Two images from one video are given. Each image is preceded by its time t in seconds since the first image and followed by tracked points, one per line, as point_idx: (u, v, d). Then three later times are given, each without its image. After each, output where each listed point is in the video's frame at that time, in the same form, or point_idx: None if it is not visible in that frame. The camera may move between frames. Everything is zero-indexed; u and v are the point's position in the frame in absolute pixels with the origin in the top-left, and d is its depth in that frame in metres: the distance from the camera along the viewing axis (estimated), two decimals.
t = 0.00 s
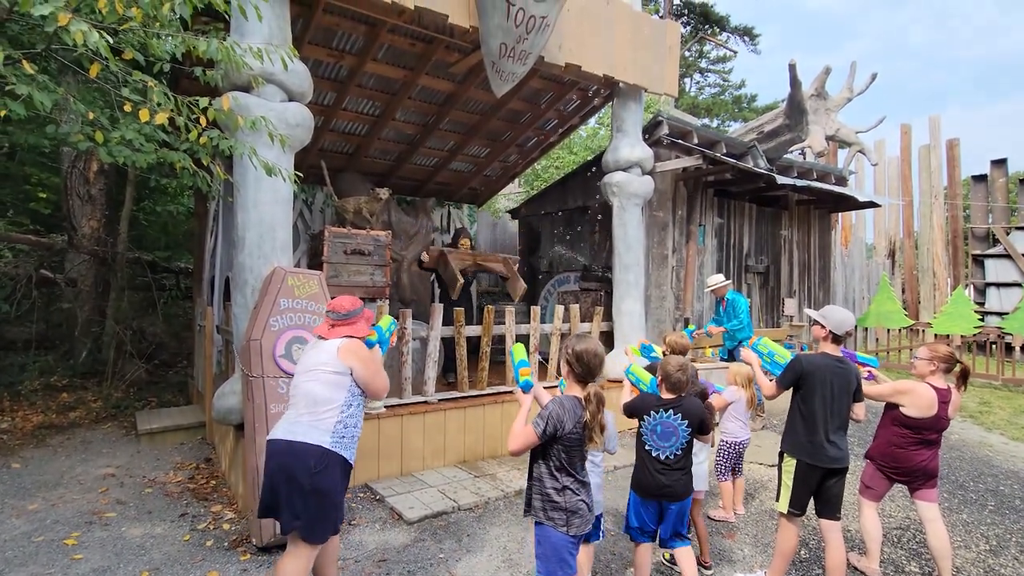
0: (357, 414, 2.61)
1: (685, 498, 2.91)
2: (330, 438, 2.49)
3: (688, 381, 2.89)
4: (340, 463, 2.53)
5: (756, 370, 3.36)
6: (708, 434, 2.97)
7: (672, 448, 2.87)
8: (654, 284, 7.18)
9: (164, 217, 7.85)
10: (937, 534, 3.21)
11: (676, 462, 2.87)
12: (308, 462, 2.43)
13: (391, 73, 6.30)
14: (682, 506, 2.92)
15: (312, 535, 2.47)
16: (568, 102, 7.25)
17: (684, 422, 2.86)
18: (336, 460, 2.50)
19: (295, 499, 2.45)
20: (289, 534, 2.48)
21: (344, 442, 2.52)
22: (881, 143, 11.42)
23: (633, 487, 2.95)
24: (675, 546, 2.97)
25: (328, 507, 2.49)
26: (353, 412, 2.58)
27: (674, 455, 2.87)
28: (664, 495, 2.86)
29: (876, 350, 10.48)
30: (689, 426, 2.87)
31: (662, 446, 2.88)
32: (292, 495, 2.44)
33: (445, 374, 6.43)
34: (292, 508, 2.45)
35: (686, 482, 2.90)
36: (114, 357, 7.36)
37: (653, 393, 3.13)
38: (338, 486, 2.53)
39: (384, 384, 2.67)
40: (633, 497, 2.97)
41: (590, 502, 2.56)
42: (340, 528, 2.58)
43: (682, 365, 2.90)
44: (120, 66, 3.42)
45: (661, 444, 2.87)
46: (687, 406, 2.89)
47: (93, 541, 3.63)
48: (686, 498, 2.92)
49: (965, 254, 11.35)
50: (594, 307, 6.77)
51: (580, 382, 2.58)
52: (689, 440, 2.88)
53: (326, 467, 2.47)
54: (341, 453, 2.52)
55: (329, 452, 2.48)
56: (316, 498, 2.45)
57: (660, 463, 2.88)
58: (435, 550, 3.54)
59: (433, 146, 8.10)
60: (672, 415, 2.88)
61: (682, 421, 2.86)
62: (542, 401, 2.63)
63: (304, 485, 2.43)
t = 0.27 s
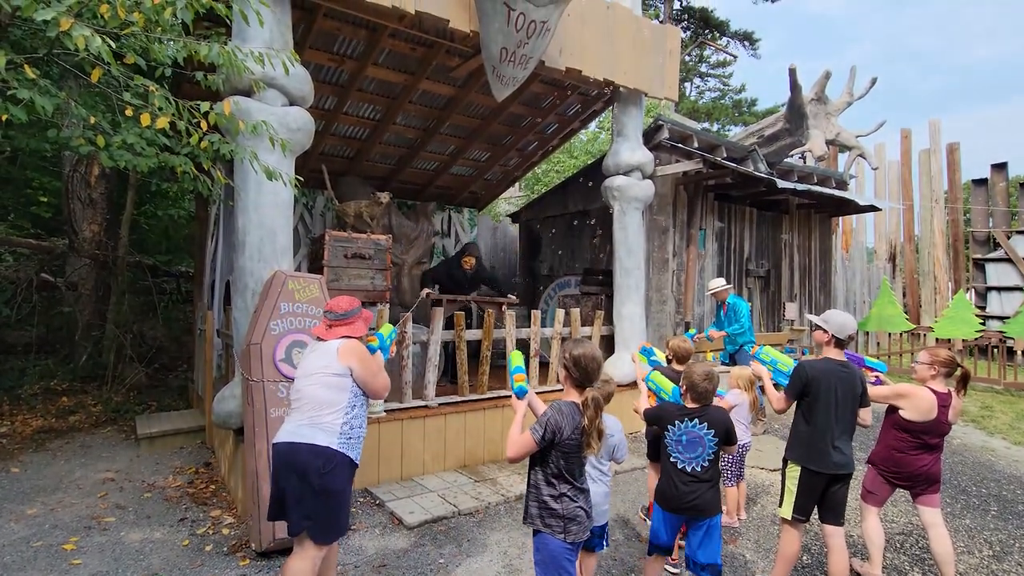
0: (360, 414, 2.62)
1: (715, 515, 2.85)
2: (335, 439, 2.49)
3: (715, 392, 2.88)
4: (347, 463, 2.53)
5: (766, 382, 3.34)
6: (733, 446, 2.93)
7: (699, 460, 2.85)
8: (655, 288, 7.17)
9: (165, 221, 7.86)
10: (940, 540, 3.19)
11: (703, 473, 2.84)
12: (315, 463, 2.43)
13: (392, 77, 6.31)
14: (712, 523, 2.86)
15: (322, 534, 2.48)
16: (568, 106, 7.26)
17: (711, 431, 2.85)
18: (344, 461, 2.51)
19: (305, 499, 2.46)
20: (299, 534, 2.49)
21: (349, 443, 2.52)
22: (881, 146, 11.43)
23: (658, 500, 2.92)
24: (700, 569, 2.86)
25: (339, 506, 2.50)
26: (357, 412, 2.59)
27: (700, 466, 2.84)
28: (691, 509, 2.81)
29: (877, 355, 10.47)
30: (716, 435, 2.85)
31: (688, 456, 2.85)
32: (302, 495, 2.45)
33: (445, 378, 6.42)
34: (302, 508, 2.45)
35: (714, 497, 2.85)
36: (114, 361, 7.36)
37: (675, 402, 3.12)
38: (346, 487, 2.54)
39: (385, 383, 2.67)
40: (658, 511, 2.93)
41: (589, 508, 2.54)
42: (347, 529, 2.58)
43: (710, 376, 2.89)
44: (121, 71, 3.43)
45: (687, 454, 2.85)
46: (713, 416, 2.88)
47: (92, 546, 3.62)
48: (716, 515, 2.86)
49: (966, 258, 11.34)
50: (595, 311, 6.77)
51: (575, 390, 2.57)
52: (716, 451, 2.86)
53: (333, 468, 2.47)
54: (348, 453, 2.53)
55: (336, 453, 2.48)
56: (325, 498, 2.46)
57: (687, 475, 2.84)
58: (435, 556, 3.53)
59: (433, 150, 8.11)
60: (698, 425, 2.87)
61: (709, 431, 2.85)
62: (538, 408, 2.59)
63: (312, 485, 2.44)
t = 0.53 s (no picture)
0: (363, 413, 2.61)
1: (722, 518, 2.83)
2: (338, 438, 2.49)
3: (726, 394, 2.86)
4: (349, 462, 2.53)
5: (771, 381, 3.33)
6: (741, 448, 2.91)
7: (711, 462, 2.84)
8: (655, 289, 7.17)
9: (165, 222, 7.86)
10: (941, 541, 3.19)
11: (714, 475, 2.83)
12: (318, 463, 2.43)
13: (391, 79, 6.32)
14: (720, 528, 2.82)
15: (325, 534, 2.47)
16: (568, 108, 7.27)
17: (722, 433, 2.84)
18: (346, 460, 2.50)
19: (308, 499, 2.45)
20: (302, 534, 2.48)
21: (352, 442, 2.51)
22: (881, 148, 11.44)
23: (667, 501, 2.93)
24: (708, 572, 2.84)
25: (341, 505, 2.49)
26: (359, 412, 2.59)
27: (711, 468, 2.83)
28: (697, 510, 2.81)
29: (877, 356, 10.46)
30: (727, 437, 2.84)
31: (699, 458, 2.84)
32: (304, 495, 2.45)
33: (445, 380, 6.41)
34: (304, 508, 2.45)
35: (723, 500, 2.84)
36: (114, 361, 7.35)
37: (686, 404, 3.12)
38: (348, 487, 2.53)
39: (387, 381, 2.67)
40: (669, 515, 2.93)
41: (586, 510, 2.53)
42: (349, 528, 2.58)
43: (722, 376, 2.86)
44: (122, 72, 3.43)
45: (699, 455, 2.84)
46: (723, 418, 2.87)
47: (91, 547, 3.62)
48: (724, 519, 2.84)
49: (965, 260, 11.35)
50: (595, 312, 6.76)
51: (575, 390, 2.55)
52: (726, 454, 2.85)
53: (336, 467, 2.46)
54: (351, 453, 2.52)
55: (339, 452, 2.48)
56: (328, 497, 2.45)
57: (698, 478, 2.84)
58: (434, 557, 3.52)
59: (433, 152, 8.11)
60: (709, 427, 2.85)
61: (721, 432, 2.84)
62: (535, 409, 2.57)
63: (315, 485, 2.43)
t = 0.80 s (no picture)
0: (365, 413, 2.61)
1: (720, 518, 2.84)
2: (340, 438, 2.49)
3: (722, 393, 2.86)
4: (351, 462, 2.52)
5: (770, 380, 3.31)
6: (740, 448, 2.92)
7: (709, 462, 2.84)
8: (655, 289, 7.17)
9: (165, 222, 7.85)
10: (941, 541, 3.19)
11: (712, 475, 2.83)
12: (319, 463, 2.43)
13: (391, 79, 6.32)
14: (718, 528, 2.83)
15: (325, 533, 2.47)
16: (568, 108, 7.27)
17: (719, 433, 2.84)
18: (348, 459, 2.50)
19: (308, 499, 2.45)
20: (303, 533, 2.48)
21: (353, 442, 2.51)
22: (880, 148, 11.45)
23: (666, 505, 2.93)
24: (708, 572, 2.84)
25: (342, 504, 2.49)
26: (361, 411, 2.58)
27: (709, 468, 2.83)
28: (696, 511, 2.82)
29: (876, 357, 10.47)
30: (725, 437, 2.84)
31: (697, 459, 2.84)
32: (305, 495, 2.45)
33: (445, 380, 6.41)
34: (304, 507, 2.45)
35: (721, 499, 2.85)
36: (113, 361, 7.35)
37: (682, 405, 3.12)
38: (349, 487, 2.53)
39: (389, 382, 2.67)
40: (667, 517, 2.93)
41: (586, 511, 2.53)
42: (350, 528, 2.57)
43: (716, 375, 2.86)
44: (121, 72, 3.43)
45: (696, 455, 2.84)
46: (719, 419, 2.87)
47: (90, 547, 3.61)
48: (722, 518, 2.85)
49: (965, 260, 11.35)
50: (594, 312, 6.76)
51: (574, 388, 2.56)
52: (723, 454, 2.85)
53: (337, 467, 2.46)
54: (353, 452, 2.52)
55: (340, 452, 2.48)
56: (329, 497, 2.45)
57: (697, 478, 2.84)
58: (434, 557, 3.52)
59: (433, 152, 8.11)
60: (705, 427, 2.85)
61: (717, 432, 2.83)
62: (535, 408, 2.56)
63: (316, 485, 2.43)
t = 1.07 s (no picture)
0: (367, 413, 2.62)
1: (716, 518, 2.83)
2: (341, 437, 2.49)
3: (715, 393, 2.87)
4: (352, 462, 2.53)
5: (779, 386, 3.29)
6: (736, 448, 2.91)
7: (703, 463, 2.84)
8: (656, 290, 7.17)
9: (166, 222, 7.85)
10: (943, 542, 3.18)
11: (705, 476, 2.83)
12: (320, 462, 2.43)
13: (391, 79, 6.32)
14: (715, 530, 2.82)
15: (326, 533, 2.47)
16: (569, 108, 7.27)
17: (712, 434, 2.84)
18: (350, 459, 2.51)
19: (309, 498, 2.45)
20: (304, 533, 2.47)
21: (355, 441, 2.52)
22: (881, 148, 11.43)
23: (661, 507, 2.92)
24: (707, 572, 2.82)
25: (343, 504, 2.49)
26: (363, 411, 2.59)
27: (703, 469, 2.83)
28: (693, 512, 2.82)
29: (878, 357, 10.45)
30: (719, 438, 2.84)
31: (690, 460, 2.85)
32: (306, 494, 2.45)
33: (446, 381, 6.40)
34: (305, 507, 2.45)
35: (717, 500, 2.85)
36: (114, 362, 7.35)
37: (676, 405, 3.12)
38: (350, 487, 2.53)
39: (391, 382, 2.67)
40: (664, 519, 2.92)
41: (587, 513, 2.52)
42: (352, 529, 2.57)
43: (709, 376, 2.88)
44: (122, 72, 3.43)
45: (688, 456, 2.84)
46: (712, 419, 2.87)
47: (90, 547, 3.62)
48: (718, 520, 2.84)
49: (966, 260, 11.33)
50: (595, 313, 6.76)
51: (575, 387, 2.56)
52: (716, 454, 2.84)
53: (339, 466, 2.46)
54: (354, 451, 2.52)
55: (342, 451, 2.48)
56: (330, 496, 2.45)
57: (690, 479, 2.84)
58: (434, 558, 3.52)
59: (433, 152, 8.11)
60: (698, 429, 2.86)
61: (710, 433, 2.84)
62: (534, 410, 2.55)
63: (317, 484, 2.43)
